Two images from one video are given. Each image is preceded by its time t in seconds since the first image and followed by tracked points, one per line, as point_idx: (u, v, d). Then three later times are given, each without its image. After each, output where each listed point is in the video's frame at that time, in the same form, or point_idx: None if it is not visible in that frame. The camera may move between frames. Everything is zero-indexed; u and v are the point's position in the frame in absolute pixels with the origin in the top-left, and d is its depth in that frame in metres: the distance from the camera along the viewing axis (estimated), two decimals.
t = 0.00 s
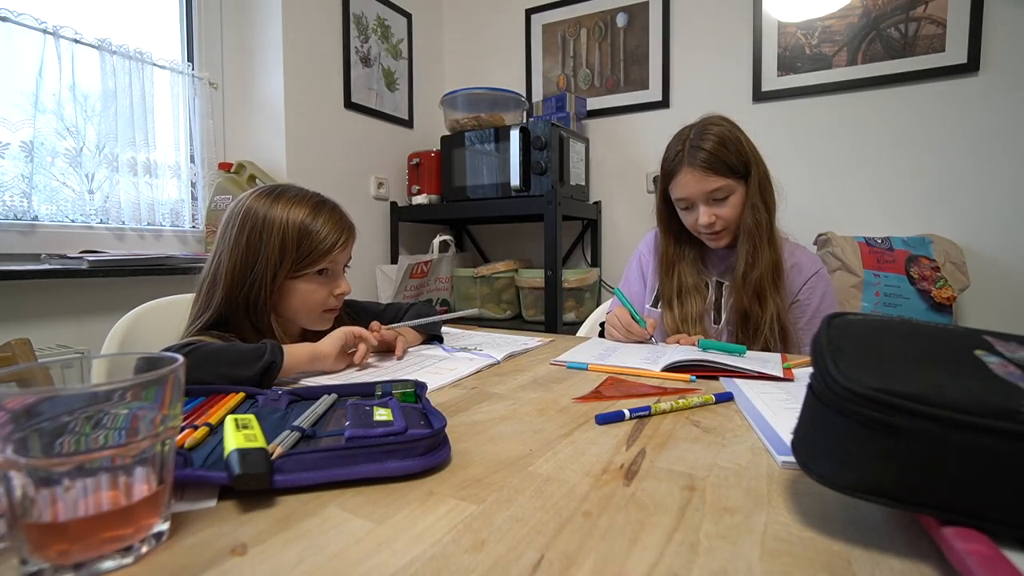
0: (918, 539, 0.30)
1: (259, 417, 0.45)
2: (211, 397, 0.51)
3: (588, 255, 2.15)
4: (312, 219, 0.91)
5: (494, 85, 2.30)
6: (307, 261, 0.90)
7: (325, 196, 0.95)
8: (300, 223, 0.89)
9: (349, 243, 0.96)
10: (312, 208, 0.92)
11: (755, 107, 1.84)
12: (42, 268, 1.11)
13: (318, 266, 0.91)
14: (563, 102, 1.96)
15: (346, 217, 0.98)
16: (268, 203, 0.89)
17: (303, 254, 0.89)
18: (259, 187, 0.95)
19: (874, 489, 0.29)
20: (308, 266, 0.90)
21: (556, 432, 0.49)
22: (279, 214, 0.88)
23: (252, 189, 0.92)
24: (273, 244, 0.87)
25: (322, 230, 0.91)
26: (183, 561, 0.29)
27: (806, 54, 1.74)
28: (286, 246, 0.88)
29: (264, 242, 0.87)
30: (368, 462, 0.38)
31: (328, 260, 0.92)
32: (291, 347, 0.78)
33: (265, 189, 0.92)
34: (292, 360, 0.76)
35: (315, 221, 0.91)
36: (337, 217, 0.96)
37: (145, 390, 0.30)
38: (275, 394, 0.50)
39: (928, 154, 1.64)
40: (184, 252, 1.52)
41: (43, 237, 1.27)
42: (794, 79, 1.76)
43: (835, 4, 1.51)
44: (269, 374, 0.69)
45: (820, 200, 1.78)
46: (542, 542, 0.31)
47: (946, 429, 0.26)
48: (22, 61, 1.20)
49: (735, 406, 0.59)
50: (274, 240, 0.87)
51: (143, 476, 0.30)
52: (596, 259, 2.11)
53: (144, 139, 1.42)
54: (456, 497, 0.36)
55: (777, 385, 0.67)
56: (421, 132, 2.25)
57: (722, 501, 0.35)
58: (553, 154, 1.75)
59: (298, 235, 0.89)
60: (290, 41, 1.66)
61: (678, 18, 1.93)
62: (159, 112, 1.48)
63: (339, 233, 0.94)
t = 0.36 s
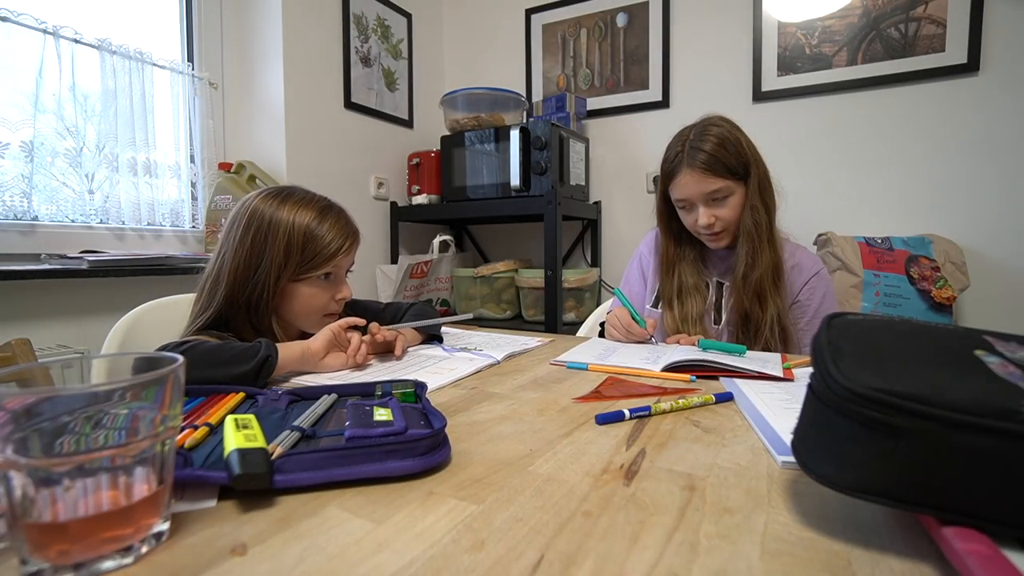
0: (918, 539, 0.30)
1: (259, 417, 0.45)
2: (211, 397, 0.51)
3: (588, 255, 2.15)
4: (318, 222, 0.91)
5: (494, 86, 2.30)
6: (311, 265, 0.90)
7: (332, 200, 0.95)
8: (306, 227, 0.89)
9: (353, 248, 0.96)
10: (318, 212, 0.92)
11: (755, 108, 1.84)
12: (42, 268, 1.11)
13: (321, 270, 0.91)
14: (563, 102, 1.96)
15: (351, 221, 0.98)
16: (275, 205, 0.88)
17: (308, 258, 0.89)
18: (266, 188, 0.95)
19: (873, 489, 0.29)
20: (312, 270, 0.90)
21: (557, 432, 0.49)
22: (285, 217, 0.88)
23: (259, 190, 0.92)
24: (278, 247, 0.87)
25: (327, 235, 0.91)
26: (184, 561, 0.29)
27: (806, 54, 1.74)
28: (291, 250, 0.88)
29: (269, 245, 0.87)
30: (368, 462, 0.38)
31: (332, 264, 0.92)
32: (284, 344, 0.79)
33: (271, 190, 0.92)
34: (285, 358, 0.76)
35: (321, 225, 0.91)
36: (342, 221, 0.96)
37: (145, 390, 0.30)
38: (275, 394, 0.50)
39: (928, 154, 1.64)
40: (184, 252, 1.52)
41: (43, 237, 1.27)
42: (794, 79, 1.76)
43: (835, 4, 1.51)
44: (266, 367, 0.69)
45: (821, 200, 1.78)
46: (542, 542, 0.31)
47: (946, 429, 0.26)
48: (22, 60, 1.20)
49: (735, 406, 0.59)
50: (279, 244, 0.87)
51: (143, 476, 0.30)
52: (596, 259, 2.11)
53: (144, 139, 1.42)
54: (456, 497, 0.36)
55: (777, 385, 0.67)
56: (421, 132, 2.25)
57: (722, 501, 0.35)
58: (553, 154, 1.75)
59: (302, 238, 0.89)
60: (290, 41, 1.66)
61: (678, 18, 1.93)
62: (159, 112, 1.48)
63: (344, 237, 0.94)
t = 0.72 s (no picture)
0: (917, 539, 0.30)
1: (259, 417, 0.45)
2: (211, 397, 0.51)
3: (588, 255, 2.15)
4: (324, 225, 0.91)
5: (494, 86, 2.30)
6: (315, 266, 0.90)
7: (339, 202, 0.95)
8: (311, 229, 0.89)
9: (358, 251, 0.96)
10: (324, 214, 0.92)
11: (755, 108, 1.84)
12: (42, 268, 1.11)
13: (325, 273, 0.91)
14: (563, 102, 1.96)
15: (356, 224, 0.98)
16: (281, 206, 0.89)
17: (312, 260, 0.89)
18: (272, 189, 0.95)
19: (873, 489, 0.29)
20: (315, 272, 0.90)
21: (557, 432, 0.49)
22: (291, 218, 0.88)
23: (265, 191, 0.92)
24: (283, 248, 0.87)
25: (332, 237, 0.91)
26: (183, 561, 0.29)
27: (806, 54, 1.74)
28: (296, 251, 0.88)
29: (274, 246, 0.87)
30: (368, 462, 0.38)
31: (335, 267, 0.92)
32: (286, 344, 0.79)
33: (278, 191, 0.92)
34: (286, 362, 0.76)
35: (326, 227, 0.91)
36: (347, 223, 0.96)
37: (145, 390, 0.30)
38: (275, 394, 0.50)
39: (928, 154, 1.64)
40: (184, 253, 1.52)
41: (43, 237, 1.27)
42: (794, 79, 1.76)
43: (834, 4, 1.51)
44: (268, 368, 0.69)
45: (821, 200, 1.78)
46: (542, 542, 0.31)
47: (945, 429, 0.26)
48: (22, 60, 1.20)
49: (735, 406, 0.59)
50: (284, 245, 0.87)
51: (143, 476, 0.30)
52: (596, 259, 2.11)
53: (144, 140, 1.42)
54: (456, 497, 0.36)
55: (777, 385, 0.67)
56: (421, 132, 2.25)
57: (722, 501, 0.35)
58: (553, 154, 1.75)
59: (307, 239, 0.89)
60: (289, 41, 1.66)
61: (678, 18, 1.93)
62: (159, 112, 1.48)
63: (349, 241, 0.94)
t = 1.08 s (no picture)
0: (917, 539, 0.30)
1: (259, 417, 0.45)
2: (211, 397, 0.51)
3: (588, 255, 2.15)
4: (318, 225, 0.91)
5: (495, 86, 2.30)
6: (311, 266, 0.90)
7: (332, 201, 0.95)
8: (306, 229, 0.89)
9: (352, 250, 0.96)
10: (317, 213, 0.92)
11: (755, 108, 1.84)
12: (42, 268, 1.11)
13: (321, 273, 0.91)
14: (563, 102, 1.96)
15: (350, 222, 0.98)
16: (275, 207, 0.88)
17: (308, 260, 0.89)
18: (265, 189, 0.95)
19: (874, 489, 0.29)
20: (312, 272, 0.90)
21: (557, 432, 0.49)
22: (285, 219, 0.88)
23: (258, 191, 0.92)
24: (278, 250, 0.87)
25: (326, 236, 0.91)
26: (183, 561, 0.29)
27: (806, 54, 1.74)
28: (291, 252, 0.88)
29: (269, 246, 0.86)
30: (368, 462, 0.38)
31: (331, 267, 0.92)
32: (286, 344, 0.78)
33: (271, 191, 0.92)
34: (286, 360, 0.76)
35: (320, 226, 0.91)
36: (341, 222, 0.96)
37: (145, 390, 0.30)
38: (275, 394, 0.50)
39: (928, 154, 1.64)
40: (184, 253, 1.52)
41: (43, 237, 1.27)
42: (794, 79, 1.76)
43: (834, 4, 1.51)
44: (268, 369, 0.69)
45: (821, 199, 1.78)
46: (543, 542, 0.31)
47: (946, 429, 0.26)
48: (22, 60, 1.20)
49: (734, 406, 0.59)
50: (279, 245, 0.87)
51: (143, 476, 0.30)
52: (596, 259, 2.11)
53: (144, 139, 1.42)
54: (456, 497, 0.36)
55: (777, 385, 0.67)
56: (421, 132, 2.25)
57: (722, 501, 0.35)
58: (553, 154, 1.74)
59: (302, 239, 0.89)
60: (289, 41, 1.66)
61: (678, 18, 1.93)
62: (159, 112, 1.48)
63: (343, 240, 0.94)
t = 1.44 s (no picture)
0: (917, 539, 0.30)
1: (259, 417, 0.45)
2: (211, 397, 0.51)
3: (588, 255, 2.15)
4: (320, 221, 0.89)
5: (495, 86, 2.30)
6: (303, 257, 0.87)
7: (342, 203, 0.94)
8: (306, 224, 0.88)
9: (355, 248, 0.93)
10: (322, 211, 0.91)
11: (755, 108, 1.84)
12: (42, 268, 1.11)
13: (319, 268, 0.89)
14: (563, 102, 1.96)
15: (358, 224, 0.96)
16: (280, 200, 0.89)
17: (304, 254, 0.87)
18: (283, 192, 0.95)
19: (874, 489, 0.29)
20: (305, 263, 0.88)
21: (556, 432, 0.49)
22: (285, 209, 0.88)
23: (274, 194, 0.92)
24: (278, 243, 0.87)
25: (323, 227, 0.89)
26: (183, 561, 0.29)
27: (806, 54, 1.74)
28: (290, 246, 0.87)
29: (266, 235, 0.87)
30: (368, 462, 0.38)
31: (329, 262, 0.89)
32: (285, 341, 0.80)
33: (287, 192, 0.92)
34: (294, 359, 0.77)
35: (318, 219, 0.89)
36: (346, 217, 0.94)
37: (145, 390, 0.30)
38: (275, 394, 0.50)
39: (928, 154, 1.64)
40: (183, 253, 1.52)
41: (43, 237, 1.27)
42: (794, 79, 1.76)
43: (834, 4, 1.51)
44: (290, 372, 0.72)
45: (821, 200, 1.78)
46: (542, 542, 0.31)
47: (945, 429, 0.26)
48: (22, 60, 1.20)
49: (735, 406, 0.59)
50: (275, 234, 0.87)
51: (143, 476, 0.30)
52: (596, 259, 2.11)
53: (144, 140, 1.42)
54: (456, 497, 0.36)
55: (777, 385, 0.67)
56: (421, 132, 2.25)
57: (722, 501, 0.35)
58: (553, 154, 1.74)
59: (297, 229, 0.88)
60: (289, 40, 1.66)
61: (678, 18, 1.93)
62: (159, 112, 1.48)
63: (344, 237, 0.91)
